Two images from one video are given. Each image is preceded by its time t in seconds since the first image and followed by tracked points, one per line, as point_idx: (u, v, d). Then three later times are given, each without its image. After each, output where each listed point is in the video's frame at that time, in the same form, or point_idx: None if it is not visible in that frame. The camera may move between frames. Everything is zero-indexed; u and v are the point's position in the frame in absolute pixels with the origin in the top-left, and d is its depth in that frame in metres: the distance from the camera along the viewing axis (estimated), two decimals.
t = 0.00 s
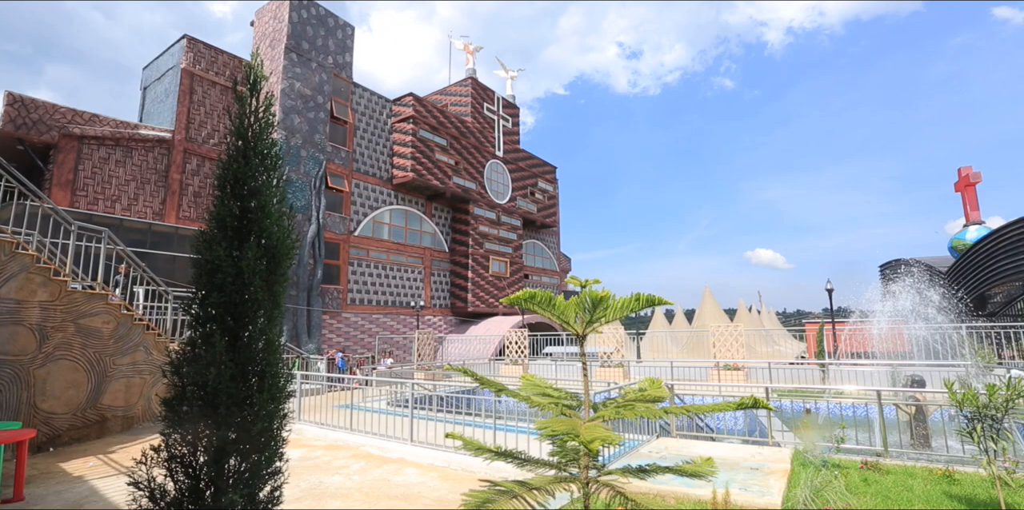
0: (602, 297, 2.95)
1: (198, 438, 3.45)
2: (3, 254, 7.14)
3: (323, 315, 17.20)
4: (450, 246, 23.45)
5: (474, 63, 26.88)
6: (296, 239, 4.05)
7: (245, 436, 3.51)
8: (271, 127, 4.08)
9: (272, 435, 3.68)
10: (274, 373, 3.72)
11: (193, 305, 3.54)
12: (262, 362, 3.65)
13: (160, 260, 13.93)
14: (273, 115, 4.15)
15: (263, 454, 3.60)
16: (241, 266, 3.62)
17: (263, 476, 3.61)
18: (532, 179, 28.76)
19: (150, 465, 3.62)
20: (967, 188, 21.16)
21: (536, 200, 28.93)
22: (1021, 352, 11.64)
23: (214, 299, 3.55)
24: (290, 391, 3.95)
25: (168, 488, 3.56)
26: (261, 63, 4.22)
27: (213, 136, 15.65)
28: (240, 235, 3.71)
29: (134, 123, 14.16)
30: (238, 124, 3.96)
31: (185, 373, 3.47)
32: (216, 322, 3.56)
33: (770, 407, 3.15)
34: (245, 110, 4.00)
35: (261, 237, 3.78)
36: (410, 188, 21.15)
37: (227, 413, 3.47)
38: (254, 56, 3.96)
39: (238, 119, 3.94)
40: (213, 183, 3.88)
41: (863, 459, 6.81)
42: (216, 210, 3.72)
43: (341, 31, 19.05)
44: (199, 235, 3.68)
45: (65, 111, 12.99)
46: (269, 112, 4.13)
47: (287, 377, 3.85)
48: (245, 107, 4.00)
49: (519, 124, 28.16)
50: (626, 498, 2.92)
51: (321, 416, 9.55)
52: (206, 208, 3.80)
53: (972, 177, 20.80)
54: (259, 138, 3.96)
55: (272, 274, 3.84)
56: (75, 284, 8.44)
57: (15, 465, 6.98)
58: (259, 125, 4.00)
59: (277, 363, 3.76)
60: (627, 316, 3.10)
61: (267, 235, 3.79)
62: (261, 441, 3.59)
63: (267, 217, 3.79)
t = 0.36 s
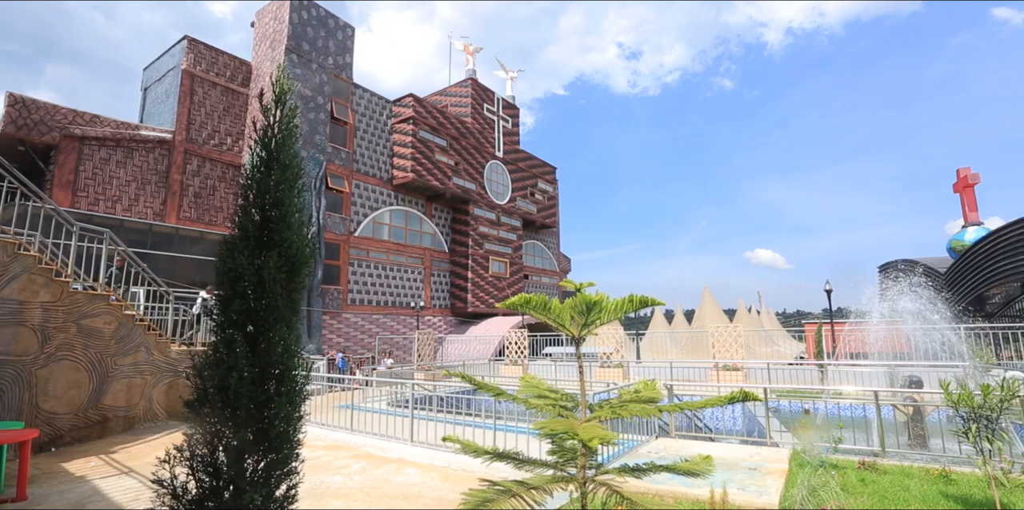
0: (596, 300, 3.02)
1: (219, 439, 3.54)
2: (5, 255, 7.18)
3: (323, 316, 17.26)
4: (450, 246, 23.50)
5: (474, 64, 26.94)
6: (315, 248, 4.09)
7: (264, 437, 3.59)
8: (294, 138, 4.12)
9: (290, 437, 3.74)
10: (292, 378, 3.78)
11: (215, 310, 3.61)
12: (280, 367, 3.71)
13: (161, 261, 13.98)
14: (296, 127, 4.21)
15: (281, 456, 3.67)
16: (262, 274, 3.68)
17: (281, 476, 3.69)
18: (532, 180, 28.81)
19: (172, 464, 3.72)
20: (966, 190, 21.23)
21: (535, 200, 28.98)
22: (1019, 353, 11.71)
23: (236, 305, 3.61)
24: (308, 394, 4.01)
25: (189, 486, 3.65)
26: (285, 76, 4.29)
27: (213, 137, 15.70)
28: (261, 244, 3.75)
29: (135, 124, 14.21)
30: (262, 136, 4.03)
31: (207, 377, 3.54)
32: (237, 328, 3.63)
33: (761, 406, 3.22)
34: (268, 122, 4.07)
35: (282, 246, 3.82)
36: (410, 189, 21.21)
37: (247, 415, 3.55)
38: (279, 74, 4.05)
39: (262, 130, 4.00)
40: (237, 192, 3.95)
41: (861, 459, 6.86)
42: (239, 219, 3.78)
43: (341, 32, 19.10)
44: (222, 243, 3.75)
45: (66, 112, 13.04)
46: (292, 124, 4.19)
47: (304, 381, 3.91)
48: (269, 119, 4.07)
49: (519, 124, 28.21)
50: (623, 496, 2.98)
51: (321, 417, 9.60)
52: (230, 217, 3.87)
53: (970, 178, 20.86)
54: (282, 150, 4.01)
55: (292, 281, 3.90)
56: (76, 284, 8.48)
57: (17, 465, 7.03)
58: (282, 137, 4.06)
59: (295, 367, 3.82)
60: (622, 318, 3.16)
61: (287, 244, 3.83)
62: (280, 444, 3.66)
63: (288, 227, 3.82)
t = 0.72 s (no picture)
0: (587, 300, 3.08)
1: (217, 437, 3.59)
2: (7, 255, 7.21)
3: (323, 316, 17.29)
4: (450, 246, 23.53)
5: (474, 64, 26.96)
6: (305, 251, 4.14)
7: (261, 434, 3.64)
8: (281, 146, 4.17)
9: (286, 433, 3.79)
10: (286, 376, 3.83)
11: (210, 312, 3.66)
12: (275, 365, 3.75)
13: (161, 261, 14.01)
14: (283, 135, 4.25)
15: (278, 452, 3.72)
16: (255, 277, 3.73)
17: (278, 471, 3.74)
18: (531, 179, 28.84)
19: (173, 462, 3.76)
20: (964, 190, 21.28)
21: (535, 200, 29.01)
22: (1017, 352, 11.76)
23: (230, 308, 3.65)
24: (302, 391, 4.06)
25: (190, 483, 3.70)
26: (271, 85, 4.34)
27: (214, 137, 15.72)
28: (252, 248, 3.79)
29: (136, 124, 14.24)
30: (251, 144, 4.08)
31: (204, 377, 3.58)
32: (232, 329, 3.67)
33: (754, 401, 3.26)
34: (256, 131, 4.12)
35: (272, 250, 3.87)
36: (410, 189, 21.24)
37: (243, 412, 3.59)
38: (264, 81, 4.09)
39: (250, 139, 4.05)
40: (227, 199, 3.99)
41: (859, 458, 6.90)
42: (230, 225, 3.82)
43: (341, 32, 19.14)
44: (215, 247, 3.79)
45: (67, 112, 13.07)
46: (278, 131, 4.23)
47: (298, 379, 3.96)
48: (256, 128, 4.12)
49: (518, 124, 28.24)
50: (620, 494, 3.02)
51: (322, 416, 9.63)
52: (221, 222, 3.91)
53: (969, 178, 20.91)
54: (270, 158, 4.05)
55: (284, 283, 3.95)
56: (77, 284, 8.52)
57: (19, 464, 7.06)
58: (269, 145, 4.10)
59: (290, 366, 3.87)
60: (616, 318, 3.20)
61: (278, 248, 3.88)
62: (276, 440, 3.71)
63: (278, 231, 3.88)
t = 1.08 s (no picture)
0: (592, 301, 3.09)
1: (201, 436, 3.58)
2: None
3: (317, 316, 17.23)
4: (444, 246, 23.50)
5: (468, 63, 26.93)
6: (284, 252, 4.16)
7: (244, 433, 3.63)
8: (257, 152, 4.16)
9: (269, 431, 3.80)
10: (269, 375, 3.84)
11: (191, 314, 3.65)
12: (257, 364, 3.76)
13: (153, 260, 13.91)
14: (259, 139, 4.24)
15: (261, 449, 3.73)
16: (236, 278, 3.73)
17: (262, 468, 3.74)
18: (526, 179, 28.86)
19: (157, 463, 3.74)
20: (954, 191, 21.52)
21: (529, 200, 29.03)
22: (1005, 352, 11.84)
23: (211, 308, 3.65)
24: (285, 390, 4.06)
25: (174, 483, 3.68)
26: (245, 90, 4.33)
27: (206, 136, 15.63)
28: (232, 250, 3.80)
29: (127, 122, 14.12)
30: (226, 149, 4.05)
31: (186, 377, 3.57)
32: (214, 329, 3.67)
33: (752, 408, 3.30)
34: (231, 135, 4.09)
35: (252, 251, 3.88)
36: (404, 188, 21.19)
37: (227, 411, 3.58)
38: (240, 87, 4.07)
39: (226, 144, 4.03)
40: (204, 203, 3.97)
41: (849, 457, 6.97)
42: (209, 228, 3.81)
43: (335, 31, 19.08)
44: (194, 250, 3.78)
45: (57, 109, 12.95)
46: (254, 136, 4.22)
47: (281, 377, 3.97)
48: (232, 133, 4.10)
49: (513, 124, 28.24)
50: (616, 493, 3.05)
51: (315, 416, 9.61)
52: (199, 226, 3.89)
53: (958, 179, 21.14)
54: (246, 163, 4.04)
55: (264, 283, 3.96)
56: (67, 283, 8.44)
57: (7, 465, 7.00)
58: (246, 149, 4.09)
59: (272, 364, 3.88)
60: (617, 320, 3.22)
61: (257, 249, 3.89)
62: (259, 438, 3.71)
63: (257, 233, 3.90)
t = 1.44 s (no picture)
0: (580, 300, 3.09)
1: (190, 435, 3.53)
2: None
3: (303, 315, 17.07)
4: (433, 245, 23.41)
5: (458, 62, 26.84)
6: (279, 251, 4.11)
7: (234, 433, 3.59)
8: (253, 150, 4.13)
9: (260, 431, 3.75)
10: (261, 375, 3.78)
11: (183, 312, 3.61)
12: (249, 364, 3.72)
13: (135, 258, 13.67)
14: (255, 137, 4.21)
15: (252, 450, 3.68)
16: (229, 277, 3.69)
17: (252, 469, 3.69)
18: (515, 179, 28.87)
19: (146, 462, 3.71)
20: (934, 194, 21.94)
21: (518, 199, 29.04)
22: (983, 351, 12.14)
23: (203, 307, 3.62)
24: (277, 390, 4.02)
25: (162, 483, 3.64)
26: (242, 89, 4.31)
27: (191, 132, 15.41)
28: (225, 249, 3.76)
29: (109, 118, 13.87)
30: (221, 147, 4.02)
31: (176, 376, 3.54)
32: (206, 328, 3.63)
33: (739, 406, 3.32)
34: (227, 133, 4.06)
35: (246, 250, 3.84)
36: (392, 187, 21.08)
37: (217, 411, 3.54)
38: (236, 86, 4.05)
39: (221, 142, 3.99)
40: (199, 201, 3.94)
41: (833, 455, 7.06)
42: (202, 226, 3.78)
43: (323, 28, 18.93)
44: (187, 248, 3.75)
45: (36, 103, 12.68)
46: (251, 134, 4.19)
47: (273, 377, 3.92)
48: (227, 131, 4.07)
49: (502, 123, 28.24)
50: (602, 492, 3.05)
51: (302, 417, 9.51)
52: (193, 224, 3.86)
53: (938, 182, 21.57)
54: (242, 161, 4.01)
55: (257, 283, 3.92)
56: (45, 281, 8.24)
57: None
58: (241, 147, 4.06)
59: (264, 364, 3.84)
60: (606, 319, 3.23)
61: (251, 248, 3.85)
62: (249, 439, 3.66)
63: (251, 232, 3.86)
